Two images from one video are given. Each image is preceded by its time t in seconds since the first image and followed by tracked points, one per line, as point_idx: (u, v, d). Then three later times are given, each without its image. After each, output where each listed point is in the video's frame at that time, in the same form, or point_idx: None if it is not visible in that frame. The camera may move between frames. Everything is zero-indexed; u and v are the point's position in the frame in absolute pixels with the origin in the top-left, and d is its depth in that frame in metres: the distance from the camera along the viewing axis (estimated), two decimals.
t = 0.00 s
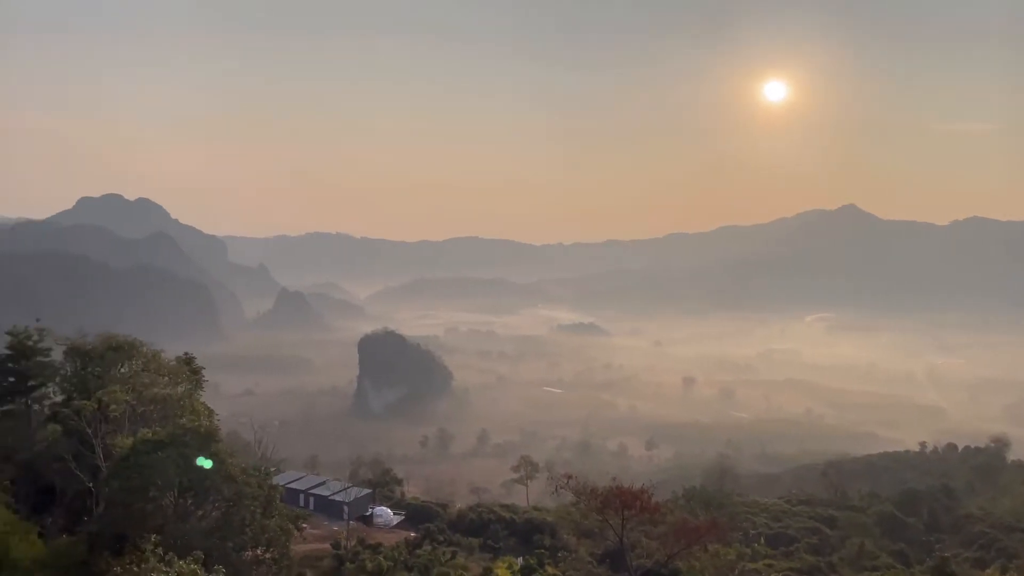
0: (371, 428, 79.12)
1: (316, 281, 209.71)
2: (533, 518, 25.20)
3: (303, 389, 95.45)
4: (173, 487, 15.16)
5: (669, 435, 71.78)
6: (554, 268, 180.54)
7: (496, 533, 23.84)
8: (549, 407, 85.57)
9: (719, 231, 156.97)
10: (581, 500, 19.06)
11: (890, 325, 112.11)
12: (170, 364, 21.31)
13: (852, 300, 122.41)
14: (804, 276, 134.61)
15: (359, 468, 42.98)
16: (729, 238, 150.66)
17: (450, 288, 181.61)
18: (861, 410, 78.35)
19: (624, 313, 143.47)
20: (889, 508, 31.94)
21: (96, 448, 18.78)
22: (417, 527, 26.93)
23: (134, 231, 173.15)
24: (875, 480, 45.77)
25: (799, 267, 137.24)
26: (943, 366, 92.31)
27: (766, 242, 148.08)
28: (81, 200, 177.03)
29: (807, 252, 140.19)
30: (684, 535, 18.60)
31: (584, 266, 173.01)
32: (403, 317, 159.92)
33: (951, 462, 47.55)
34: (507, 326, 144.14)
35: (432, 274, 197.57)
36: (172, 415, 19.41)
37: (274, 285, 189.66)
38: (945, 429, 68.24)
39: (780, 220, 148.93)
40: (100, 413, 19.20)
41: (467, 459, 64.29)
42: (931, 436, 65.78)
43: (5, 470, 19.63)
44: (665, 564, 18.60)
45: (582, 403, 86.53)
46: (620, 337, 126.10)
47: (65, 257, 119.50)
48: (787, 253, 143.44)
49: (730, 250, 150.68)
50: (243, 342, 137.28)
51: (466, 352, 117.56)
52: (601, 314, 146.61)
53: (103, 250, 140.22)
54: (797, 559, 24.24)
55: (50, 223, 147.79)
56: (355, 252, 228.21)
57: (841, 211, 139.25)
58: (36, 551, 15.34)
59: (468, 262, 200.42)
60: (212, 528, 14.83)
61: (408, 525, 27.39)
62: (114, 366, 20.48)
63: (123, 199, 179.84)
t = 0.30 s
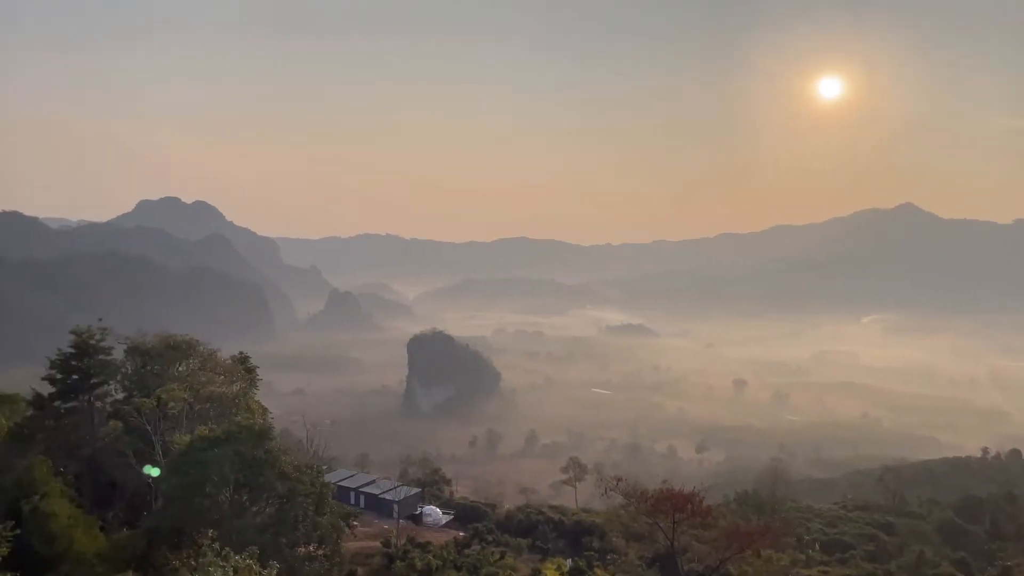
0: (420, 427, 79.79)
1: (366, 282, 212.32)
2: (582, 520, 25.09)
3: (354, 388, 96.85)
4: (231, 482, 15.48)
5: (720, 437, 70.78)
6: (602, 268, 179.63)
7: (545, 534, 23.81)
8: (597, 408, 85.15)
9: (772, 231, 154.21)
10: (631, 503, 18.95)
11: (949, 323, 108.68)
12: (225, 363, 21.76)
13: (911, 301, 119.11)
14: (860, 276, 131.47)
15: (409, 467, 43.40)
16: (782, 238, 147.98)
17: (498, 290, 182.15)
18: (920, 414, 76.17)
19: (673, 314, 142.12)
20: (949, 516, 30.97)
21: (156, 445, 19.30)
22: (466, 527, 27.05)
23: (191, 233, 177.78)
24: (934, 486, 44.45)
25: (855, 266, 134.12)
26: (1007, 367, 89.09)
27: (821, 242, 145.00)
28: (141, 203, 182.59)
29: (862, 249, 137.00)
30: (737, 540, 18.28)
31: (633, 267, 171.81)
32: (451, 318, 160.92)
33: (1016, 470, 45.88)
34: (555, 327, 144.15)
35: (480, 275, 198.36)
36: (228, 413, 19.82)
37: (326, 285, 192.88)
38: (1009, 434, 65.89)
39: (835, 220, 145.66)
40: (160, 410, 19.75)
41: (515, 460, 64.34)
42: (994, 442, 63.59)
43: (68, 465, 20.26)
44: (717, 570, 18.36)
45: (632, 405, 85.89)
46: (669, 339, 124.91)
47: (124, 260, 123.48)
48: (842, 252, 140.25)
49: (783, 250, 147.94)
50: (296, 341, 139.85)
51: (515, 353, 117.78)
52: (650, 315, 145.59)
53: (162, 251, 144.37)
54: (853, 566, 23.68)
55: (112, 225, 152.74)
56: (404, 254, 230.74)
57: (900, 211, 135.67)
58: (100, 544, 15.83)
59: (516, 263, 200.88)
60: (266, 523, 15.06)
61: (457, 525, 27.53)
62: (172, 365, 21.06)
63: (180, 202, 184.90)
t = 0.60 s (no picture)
0: (468, 427, 80.15)
1: (415, 283, 214.25)
2: (631, 522, 24.91)
3: (403, 387, 97.85)
4: (284, 478, 15.74)
5: (772, 440, 69.57)
6: (652, 268, 178.25)
7: (593, 535, 23.70)
8: (646, 409, 84.53)
9: (826, 231, 150.90)
10: (681, 505, 18.80)
11: (1014, 326, 104.97)
12: (278, 361, 22.16)
13: (972, 301, 115.40)
14: (918, 276, 127.79)
15: (458, 466, 43.63)
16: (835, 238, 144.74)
17: (546, 291, 182.04)
18: (982, 418, 73.70)
19: (724, 315, 140.35)
20: (1013, 523, 29.91)
21: (212, 441, 19.77)
22: (514, 527, 27.07)
23: (246, 235, 181.76)
24: (998, 492, 42.95)
25: (912, 265, 130.45)
26: None
27: (877, 241, 141.38)
28: (197, 204, 187.35)
29: (919, 247, 133.15)
30: (791, 544, 17.94)
31: (682, 267, 170.10)
32: (498, 319, 161.29)
33: None
34: (604, 328, 143.54)
35: (528, 276, 198.55)
36: (282, 411, 20.19)
37: (376, 286, 195.20)
38: None
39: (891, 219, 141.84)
40: (217, 407, 20.23)
41: (563, 461, 64.26)
42: None
43: (129, 460, 20.86)
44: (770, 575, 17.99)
45: (681, 406, 85.05)
46: (720, 340, 123.29)
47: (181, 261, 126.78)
48: (898, 250, 136.51)
49: (837, 249, 144.73)
50: (347, 341, 141.86)
51: (564, 354, 117.71)
52: (700, 316, 143.95)
53: (216, 251, 147.83)
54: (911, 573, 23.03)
55: (169, 227, 157.00)
56: (453, 254, 232.31)
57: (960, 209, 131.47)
58: (159, 537, 16.24)
59: (564, 263, 200.54)
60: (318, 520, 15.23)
61: (505, 525, 27.61)
62: (227, 364, 21.63)
63: (234, 204, 189.17)
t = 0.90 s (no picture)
0: (516, 427, 80.22)
1: (464, 283, 215.35)
2: (681, 525, 24.64)
3: (452, 386, 98.44)
4: (336, 475, 15.94)
5: (825, 444, 68.13)
6: (701, 267, 176.09)
7: (643, 537, 23.50)
8: (696, 411, 83.60)
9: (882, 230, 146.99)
10: (733, 509, 18.68)
11: None
12: (330, 360, 22.46)
13: None
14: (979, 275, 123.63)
15: (505, 466, 43.68)
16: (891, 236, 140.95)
17: (594, 293, 181.31)
18: None
19: (775, 317, 137.99)
20: None
21: (266, 437, 20.14)
22: (562, 527, 27.01)
23: (298, 236, 185.11)
24: None
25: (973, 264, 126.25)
26: None
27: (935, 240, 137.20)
28: (251, 207, 191.49)
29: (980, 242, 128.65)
30: (846, 550, 17.68)
31: (733, 267, 167.64)
32: (546, 319, 161.10)
33: None
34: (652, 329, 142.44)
35: (577, 277, 197.94)
36: (334, 408, 20.49)
37: (424, 286, 196.77)
38: None
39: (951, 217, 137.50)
40: (270, 404, 20.61)
41: (611, 462, 63.99)
42: None
43: (186, 455, 21.35)
44: None
45: (732, 409, 83.87)
46: (772, 341, 121.26)
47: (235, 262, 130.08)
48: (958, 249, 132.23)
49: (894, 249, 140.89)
50: (396, 340, 143.27)
51: (612, 356, 117.13)
52: (751, 317, 141.69)
53: (268, 252, 150.68)
54: None
55: (224, 228, 160.63)
56: (500, 256, 232.98)
57: None
58: (215, 532, 16.56)
59: (611, 263, 199.27)
60: (369, 516, 15.36)
61: (554, 525, 27.55)
62: (281, 362, 22.04)
63: (287, 204, 192.72)
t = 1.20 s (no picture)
0: (563, 427, 80.07)
1: (511, 284, 215.59)
2: (733, 528, 24.29)
3: (499, 386, 98.69)
4: (385, 472, 16.11)
5: (881, 449, 66.40)
6: (752, 266, 173.32)
7: (692, 540, 23.30)
8: (746, 413, 82.33)
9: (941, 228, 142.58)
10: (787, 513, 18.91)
11: None
12: (379, 358, 22.72)
13: None
14: None
15: (552, 467, 43.56)
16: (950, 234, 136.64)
17: (643, 293, 179.84)
18: None
19: (829, 317, 135.11)
20: None
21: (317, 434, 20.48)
22: (610, 528, 26.92)
23: (347, 237, 187.61)
24: None
25: None
26: None
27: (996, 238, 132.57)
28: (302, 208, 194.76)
29: None
30: (904, 557, 17.53)
31: (784, 267, 164.58)
32: (594, 320, 160.39)
33: None
34: (701, 330, 140.67)
35: (624, 278, 196.58)
36: (382, 407, 20.74)
37: (472, 285, 197.56)
38: None
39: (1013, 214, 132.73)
40: (321, 402, 20.92)
41: (660, 464, 63.36)
42: None
43: (241, 452, 21.80)
44: None
45: (783, 411, 82.35)
46: (825, 343, 118.68)
47: (287, 262, 132.81)
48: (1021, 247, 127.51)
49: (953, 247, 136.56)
50: (443, 338, 144.10)
51: (661, 357, 116.09)
52: (804, 318, 138.89)
53: (319, 252, 153.06)
54: None
55: (276, 229, 163.70)
56: (549, 257, 232.53)
57: None
58: (269, 526, 16.88)
59: (661, 264, 197.36)
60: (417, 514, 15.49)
61: (602, 526, 27.46)
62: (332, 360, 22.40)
63: (337, 205, 195.46)
